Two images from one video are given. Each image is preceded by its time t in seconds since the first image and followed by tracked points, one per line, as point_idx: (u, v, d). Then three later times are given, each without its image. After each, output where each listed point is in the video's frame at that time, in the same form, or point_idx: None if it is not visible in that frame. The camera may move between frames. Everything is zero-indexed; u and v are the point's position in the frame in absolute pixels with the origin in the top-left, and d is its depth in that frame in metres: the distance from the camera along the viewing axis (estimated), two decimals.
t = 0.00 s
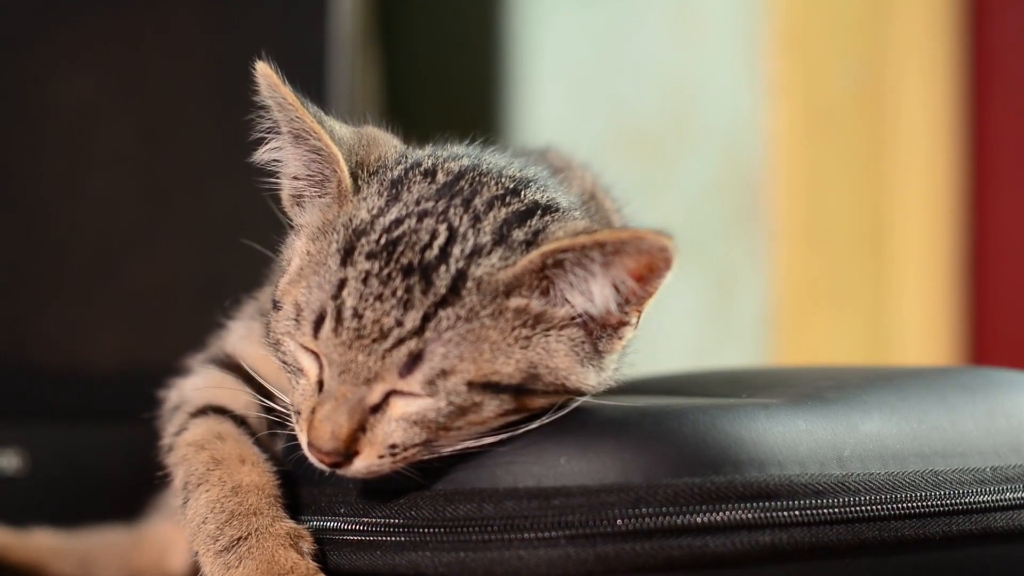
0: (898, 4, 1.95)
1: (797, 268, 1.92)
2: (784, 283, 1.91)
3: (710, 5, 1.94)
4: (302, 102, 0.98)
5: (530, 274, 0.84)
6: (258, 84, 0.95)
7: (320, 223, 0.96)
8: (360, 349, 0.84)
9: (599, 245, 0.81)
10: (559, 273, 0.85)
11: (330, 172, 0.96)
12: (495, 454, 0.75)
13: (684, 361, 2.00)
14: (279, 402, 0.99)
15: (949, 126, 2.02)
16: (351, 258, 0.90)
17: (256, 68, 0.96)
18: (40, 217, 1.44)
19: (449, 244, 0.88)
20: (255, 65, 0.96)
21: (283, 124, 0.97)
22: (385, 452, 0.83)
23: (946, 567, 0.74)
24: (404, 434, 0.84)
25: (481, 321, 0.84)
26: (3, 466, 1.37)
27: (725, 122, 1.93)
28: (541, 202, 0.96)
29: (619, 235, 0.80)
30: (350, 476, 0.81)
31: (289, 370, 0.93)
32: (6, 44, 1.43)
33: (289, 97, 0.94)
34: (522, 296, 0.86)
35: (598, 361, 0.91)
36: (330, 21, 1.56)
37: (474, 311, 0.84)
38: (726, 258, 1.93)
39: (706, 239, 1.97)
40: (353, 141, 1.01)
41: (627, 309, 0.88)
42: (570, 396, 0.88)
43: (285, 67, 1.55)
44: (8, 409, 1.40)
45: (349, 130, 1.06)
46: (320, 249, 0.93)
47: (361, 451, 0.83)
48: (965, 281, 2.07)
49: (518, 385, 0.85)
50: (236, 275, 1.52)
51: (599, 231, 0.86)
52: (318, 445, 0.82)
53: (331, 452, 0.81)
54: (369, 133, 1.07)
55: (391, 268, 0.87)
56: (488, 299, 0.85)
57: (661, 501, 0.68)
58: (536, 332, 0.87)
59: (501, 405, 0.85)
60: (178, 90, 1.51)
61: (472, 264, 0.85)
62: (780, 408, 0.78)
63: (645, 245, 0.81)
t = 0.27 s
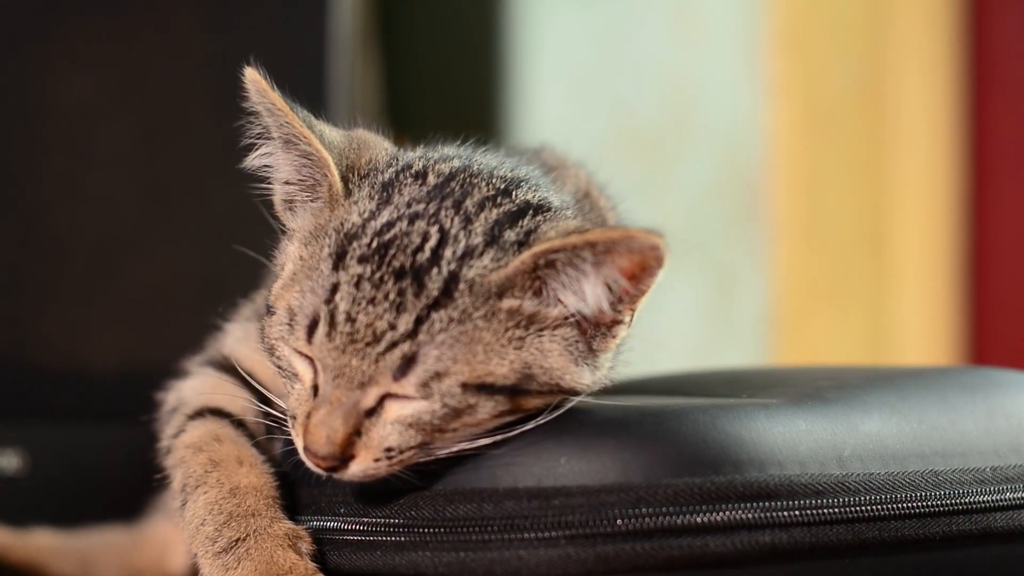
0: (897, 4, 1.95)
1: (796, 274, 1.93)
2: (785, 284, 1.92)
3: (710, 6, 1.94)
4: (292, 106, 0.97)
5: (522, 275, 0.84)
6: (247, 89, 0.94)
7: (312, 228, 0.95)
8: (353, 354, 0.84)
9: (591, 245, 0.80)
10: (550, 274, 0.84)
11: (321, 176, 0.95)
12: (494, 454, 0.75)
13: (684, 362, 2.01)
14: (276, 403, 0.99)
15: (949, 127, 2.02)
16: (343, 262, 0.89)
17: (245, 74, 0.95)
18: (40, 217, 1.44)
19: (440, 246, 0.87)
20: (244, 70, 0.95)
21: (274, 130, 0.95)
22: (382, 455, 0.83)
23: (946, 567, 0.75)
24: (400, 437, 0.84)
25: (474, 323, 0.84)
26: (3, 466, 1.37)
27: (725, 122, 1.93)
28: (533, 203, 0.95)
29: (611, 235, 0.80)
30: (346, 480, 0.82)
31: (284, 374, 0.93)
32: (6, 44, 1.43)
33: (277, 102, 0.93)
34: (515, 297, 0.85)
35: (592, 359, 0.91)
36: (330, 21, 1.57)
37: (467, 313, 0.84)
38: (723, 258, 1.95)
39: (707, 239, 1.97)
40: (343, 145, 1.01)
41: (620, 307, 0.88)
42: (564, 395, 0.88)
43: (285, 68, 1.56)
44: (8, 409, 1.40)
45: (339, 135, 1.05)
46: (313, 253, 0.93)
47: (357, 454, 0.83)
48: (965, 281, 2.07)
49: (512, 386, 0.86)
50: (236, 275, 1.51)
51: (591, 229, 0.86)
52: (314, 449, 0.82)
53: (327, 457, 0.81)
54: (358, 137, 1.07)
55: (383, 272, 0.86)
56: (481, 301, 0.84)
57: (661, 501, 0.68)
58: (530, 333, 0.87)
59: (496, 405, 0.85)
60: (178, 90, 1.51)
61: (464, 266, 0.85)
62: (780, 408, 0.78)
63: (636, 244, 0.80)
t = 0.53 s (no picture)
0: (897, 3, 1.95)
1: (797, 267, 1.90)
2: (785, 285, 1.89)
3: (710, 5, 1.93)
4: (281, 111, 0.97)
5: (514, 275, 0.84)
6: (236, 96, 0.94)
7: (304, 232, 0.95)
8: (347, 357, 0.84)
9: (581, 244, 0.80)
10: (543, 273, 0.84)
11: (312, 180, 0.95)
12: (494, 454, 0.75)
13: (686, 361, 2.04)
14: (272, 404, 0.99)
15: (950, 128, 2.02)
16: (335, 266, 0.89)
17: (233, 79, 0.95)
18: (40, 217, 1.44)
19: (432, 248, 0.87)
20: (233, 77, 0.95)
21: (263, 134, 0.96)
22: (378, 457, 0.83)
23: (947, 567, 0.75)
24: (396, 440, 0.84)
25: (468, 324, 0.84)
26: (3, 466, 1.37)
27: (725, 122, 1.92)
28: (524, 202, 0.95)
29: (601, 233, 0.79)
30: (344, 483, 0.81)
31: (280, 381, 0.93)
32: (6, 44, 1.43)
33: (265, 107, 0.93)
34: (507, 297, 0.85)
35: (587, 358, 0.90)
36: (330, 21, 1.57)
37: (460, 315, 0.84)
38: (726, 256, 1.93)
39: (707, 238, 1.97)
40: (333, 148, 1.00)
41: (612, 305, 0.87)
42: (559, 395, 0.88)
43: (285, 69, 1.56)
44: (8, 409, 1.40)
45: (329, 138, 1.04)
46: (306, 258, 0.92)
47: (354, 458, 0.82)
48: (963, 279, 2.07)
49: (507, 386, 0.85)
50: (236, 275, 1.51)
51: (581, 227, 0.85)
52: (311, 453, 0.82)
53: (324, 460, 0.81)
54: (348, 140, 1.06)
55: (375, 275, 0.86)
56: (474, 302, 0.84)
57: (661, 501, 0.68)
58: (523, 333, 0.87)
59: (491, 406, 0.85)
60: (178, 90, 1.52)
61: (456, 267, 0.85)
62: (779, 408, 0.78)
63: (626, 242, 0.80)
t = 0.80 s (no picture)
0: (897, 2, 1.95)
1: (797, 271, 1.89)
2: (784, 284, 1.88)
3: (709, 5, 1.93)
4: (270, 118, 0.96)
5: (506, 275, 0.83)
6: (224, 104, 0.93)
7: (297, 237, 0.94)
8: (342, 362, 0.83)
9: (573, 243, 0.79)
10: (535, 273, 0.83)
11: (302, 187, 0.94)
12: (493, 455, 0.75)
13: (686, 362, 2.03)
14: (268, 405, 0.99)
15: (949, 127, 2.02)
16: (328, 270, 0.88)
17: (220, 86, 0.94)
18: (39, 217, 1.44)
19: (424, 251, 0.85)
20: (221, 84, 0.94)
21: (252, 141, 0.95)
22: (375, 461, 0.82)
23: (947, 566, 0.75)
24: (393, 443, 0.83)
25: (461, 326, 0.83)
26: (3, 466, 1.37)
27: (725, 121, 1.92)
28: (516, 202, 0.94)
29: (592, 232, 0.78)
30: (341, 488, 0.81)
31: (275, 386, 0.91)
32: (6, 43, 1.43)
33: (253, 114, 0.92)
34: (500, 298, 0.84)
35: (582, 357, 0.90)
36: (329, 21, 1.57)
37: (453, 316, 0.83)
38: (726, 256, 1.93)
39: (707, 238, 1.97)
40: (323, 151, 0.99)
41: (605, 303, 0.86)
42: (554, 395, 0.87)
43: (285, 70, 1.56)
44: (8, 409, 1.41)
45: (318, 141, 1.03)
46: (298, 263, 0.92)
47: (351, 462, 0.82)
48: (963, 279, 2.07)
49: (503, 386, 0.85)
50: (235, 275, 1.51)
51: (573, 226, 0.84)
52: (307, 459, 0.81)
53: (320, 465, 0.81)
54: (338, 143, 1.05)
55: (368, 279, 0.85)
56: (467, 304, 0.83)
57: (661, 501, 0.69)
58: (518, 333, 0.86)
59: (487, 407, 0.84)
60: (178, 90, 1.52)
61: (448, 269, 0.84)
62: (780, 408, 0.77)
63: (617, 240, 0.79)
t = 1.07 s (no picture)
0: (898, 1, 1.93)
1: (798, 275, 1.91)
2: (785, 282, 1.89)
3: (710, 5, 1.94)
4: (258, 123, 0.95)
5: (498, 276, 0.82)
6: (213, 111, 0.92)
7: (290, 243, 0.94)
8: (336, 366, 0.83)
9: (563, 242, 0.78)
10: (527, 273, 0.83)
11: (293, 193, 0.94)
12: (492, 454, 0.75)
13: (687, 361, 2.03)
14: (265, 408, 0.98)
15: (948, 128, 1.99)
16: (320, 275, 0.87)
17: (208, 94, 0.93)
18: (39, 217, 1.44)
19: (415, 253, 0.85)
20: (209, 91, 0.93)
21: (241, 148, 0.93)
22: (372, 465, 0.81)
23: (947, 565, 0.75)
24: (389, 446, 0.82)
25: (454, 327, 0.82)
26: (3, 466, 1.37)
27: (725, 121, 1.92)
28: (506, 202, 0.93)
29: (581, 231, 0.77)
30: (338, 493, 0.81)
31: (272, 392, 0.91)
32: (7, 43, 1.43)
33: (241, 120, 0.90)
34: (493, 299, 0.84)
35: (577, 355, 0.89)
36: (328, 22, 1.59)
37: (446, 318, 0.82)
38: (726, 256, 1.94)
39: (708, 238, 1.97)
40: (313, 157, 0.98)
41: (598, 301, 0.85)
42: (550, 394, 0.86)
43: (287, 67, 1.58)
44: (8, 410, 1.40)
45: (308, 147, 1.02)
46: (291, 268, 0.91)
47: (348, 466, 0.81)
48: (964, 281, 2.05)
49: (498, 387, 0.84)
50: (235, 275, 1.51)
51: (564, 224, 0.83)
52: (304, 464, 0.80)
53: (317, 470, 0.80)
54: (327, 147, 1.04)
55: (360, 283, 0.84)
56: (459, 305, 0.82)
57: (661, 501, 0.68)
58: (511, 334, 0.85)
59: (482, 408, 0.83)
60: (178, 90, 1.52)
61: (440, 271, 0.83)
62: (780, 408, 0.77)
63: (608, 239, 0.78)
